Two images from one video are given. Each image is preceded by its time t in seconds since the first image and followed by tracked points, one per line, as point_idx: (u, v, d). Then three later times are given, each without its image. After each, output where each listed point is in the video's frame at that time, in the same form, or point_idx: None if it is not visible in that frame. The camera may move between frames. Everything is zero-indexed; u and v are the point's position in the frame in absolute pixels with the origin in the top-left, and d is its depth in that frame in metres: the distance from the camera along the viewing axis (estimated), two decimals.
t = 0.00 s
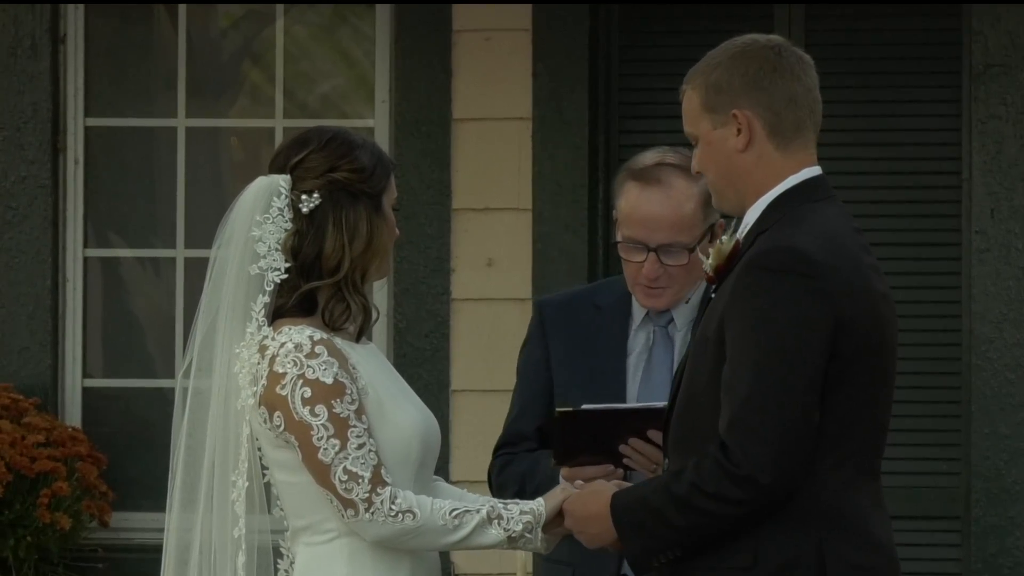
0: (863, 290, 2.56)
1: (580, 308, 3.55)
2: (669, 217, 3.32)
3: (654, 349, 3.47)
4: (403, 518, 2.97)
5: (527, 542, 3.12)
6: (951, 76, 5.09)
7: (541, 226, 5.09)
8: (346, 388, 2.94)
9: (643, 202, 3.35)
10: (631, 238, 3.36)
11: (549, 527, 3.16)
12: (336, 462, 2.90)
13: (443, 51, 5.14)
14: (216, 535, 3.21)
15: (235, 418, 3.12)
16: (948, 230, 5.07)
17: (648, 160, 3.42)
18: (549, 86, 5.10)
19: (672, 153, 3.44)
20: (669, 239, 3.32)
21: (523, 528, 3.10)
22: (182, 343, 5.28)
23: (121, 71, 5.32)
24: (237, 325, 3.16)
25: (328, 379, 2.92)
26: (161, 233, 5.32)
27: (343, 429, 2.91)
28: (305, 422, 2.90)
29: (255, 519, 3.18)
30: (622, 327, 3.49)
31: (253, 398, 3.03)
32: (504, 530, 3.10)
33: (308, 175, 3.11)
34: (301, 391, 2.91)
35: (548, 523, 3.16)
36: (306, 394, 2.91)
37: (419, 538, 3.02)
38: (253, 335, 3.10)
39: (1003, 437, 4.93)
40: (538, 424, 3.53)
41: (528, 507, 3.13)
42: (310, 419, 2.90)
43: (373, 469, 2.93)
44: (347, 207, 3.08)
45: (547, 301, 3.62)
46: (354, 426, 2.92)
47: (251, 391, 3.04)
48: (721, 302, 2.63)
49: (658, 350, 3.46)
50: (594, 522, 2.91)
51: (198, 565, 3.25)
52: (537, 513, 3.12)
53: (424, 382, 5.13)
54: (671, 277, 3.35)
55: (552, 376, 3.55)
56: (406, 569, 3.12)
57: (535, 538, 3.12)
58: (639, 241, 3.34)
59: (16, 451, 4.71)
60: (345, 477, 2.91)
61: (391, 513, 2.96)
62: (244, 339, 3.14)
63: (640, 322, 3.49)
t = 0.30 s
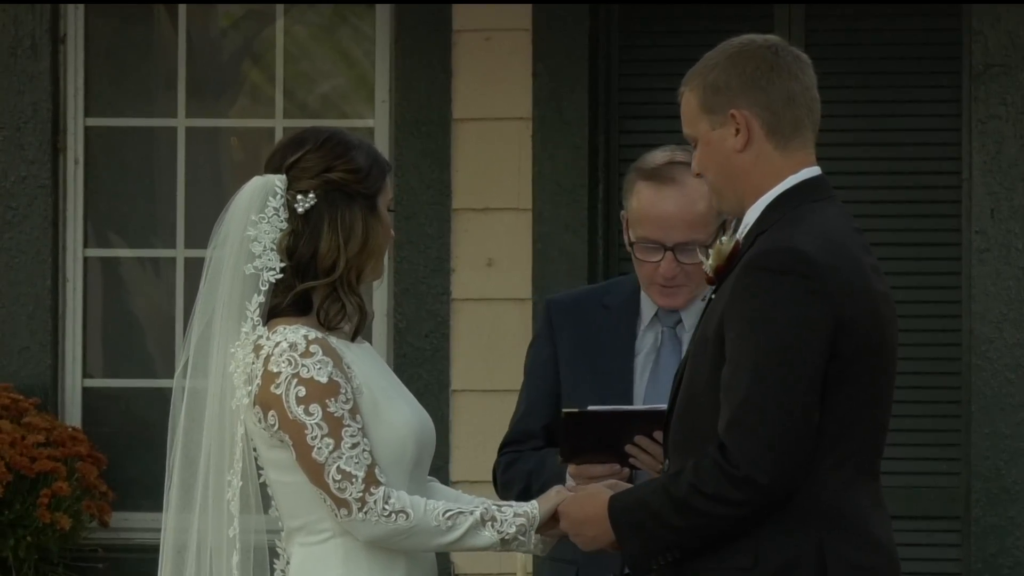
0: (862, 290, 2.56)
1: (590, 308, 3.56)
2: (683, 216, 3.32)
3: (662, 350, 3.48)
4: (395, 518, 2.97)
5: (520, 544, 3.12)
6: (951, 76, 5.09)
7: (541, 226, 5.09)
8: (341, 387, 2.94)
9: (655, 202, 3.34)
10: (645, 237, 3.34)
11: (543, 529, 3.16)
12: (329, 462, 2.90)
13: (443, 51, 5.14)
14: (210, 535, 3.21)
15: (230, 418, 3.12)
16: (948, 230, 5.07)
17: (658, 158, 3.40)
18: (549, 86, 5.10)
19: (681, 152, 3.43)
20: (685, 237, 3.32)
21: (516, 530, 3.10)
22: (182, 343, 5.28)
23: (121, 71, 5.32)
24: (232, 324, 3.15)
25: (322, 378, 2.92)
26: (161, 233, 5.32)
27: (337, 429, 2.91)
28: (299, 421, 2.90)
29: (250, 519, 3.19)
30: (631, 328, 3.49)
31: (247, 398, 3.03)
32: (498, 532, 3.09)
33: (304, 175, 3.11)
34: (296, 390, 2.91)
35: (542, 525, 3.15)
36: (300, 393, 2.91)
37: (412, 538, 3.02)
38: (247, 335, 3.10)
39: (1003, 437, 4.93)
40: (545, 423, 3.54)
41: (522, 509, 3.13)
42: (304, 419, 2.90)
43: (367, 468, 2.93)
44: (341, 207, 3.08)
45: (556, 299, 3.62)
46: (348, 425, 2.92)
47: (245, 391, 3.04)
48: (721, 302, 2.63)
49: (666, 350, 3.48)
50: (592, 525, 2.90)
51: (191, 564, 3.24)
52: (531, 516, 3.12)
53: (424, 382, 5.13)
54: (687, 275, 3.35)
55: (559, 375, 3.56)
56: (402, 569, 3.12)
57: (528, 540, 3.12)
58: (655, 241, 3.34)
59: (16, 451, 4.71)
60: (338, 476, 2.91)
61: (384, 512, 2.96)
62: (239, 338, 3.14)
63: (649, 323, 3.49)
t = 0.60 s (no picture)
0: (860, 290, 2.56)
1: (592, 308, 3.56)
2: (676, 180, 3.42)
3: (663, 350, 3.48)
4: (392, 518, 2.97)
5: (517, 548, 3.12)
6: (951, 76, 5.09)
7: (541, 226, 5.09)
8: (337, 386, 2.94)
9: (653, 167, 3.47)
10: (639, 200, 3.46)
11: (542, 533, 3.16)
12: (326, 461, 2.90)
13: (443, 51, 5.14)
14: (207, 536, 3.21)
15: (226, 419, 3.12)
16: (948, 230, 5.07)
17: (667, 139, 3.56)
18: (549, 86, 5.10)
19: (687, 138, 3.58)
20: (675, 199, 3.42)
21: (514, 533, 3.10)
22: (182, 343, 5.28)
23: (121, 71, 5.32)
24: (227, 325, 3.18)
25: (318, 377, 2.92)
26: (161, 233, 5.32)
27: (333, 428, 2.91)
28: (296, 420, 2.90)
29: (247, 519, 3.19)
30: (633, 328, 3.50)
31: (243, 398, 3.02)
32: (495, 535, 3.09)
33: (298, 175, 3.11)
34: (292, 390, 2.91)
35: (541, 529, 3.15)
36: (297, 392, 2.91)
37: (409, 539, 3.02)
38: (243, 335, 3.12)
39: (1003, 437, 4.93)
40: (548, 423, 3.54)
41: (519, 513, 3.12)
42: (301, 418, 2.90)
43: (363, 468, 2.93)
44: (336, 207, 3.08)
45: (560, 300, 3.63)
46: (345, 425, 2.92)
47: (241, 391, 3.04)
48: (719, 304, 2.62)
49: (667, 350, 3.47)
50: (592, 528, 2.89)
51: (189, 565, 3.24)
52: (529, 520, 3.11)
53: (424, 382, 5.13)
54: (675, 242, 3.40)
55: (562, 375, 3.56)
56: (399, 569, 3.11)
57: (525, 544, 3.12)
58: (647, 201, 3.44)
59: (16, 451, 4.71)
60: (335, 476, 2.91)
61: (381, 512, 2.96)
62: (234, 339, 3.15)
63: (650, 322, 3.50)
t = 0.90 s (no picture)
0: (860, 290, 2.56)
1: (594, 308, 3.59)
2: (669, 172, 3.45)
3: (662, 347, 3.50)
4: (393, 517, 2.97)
5: (517, 549, 3.11)
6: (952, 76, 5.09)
7: (541, 226, 5.09)
8: (337, 385, 2.94)
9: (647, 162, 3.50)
10: (633, 195, 3.49)
11: (542, 535, 3.15)
12: (326, 460, 2.90)
13: (443, 51, 5.14)
14: (207, 536, 3.21)
15: (225, 419, 3.12)
16: (948, 231, 5.06)
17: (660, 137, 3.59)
18: (549, 86, 5.10)
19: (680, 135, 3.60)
20: (668, 191, 3.45)
21: (514, 534, 3.10)
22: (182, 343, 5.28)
23: (121, 71, 5.32)
24: (227, 326, 3.16)
25: (319, 376, 2.92)
26: (161, 233, 5.32)
27: (333, 427, 2.91)
28: (296, 419, 2.90)
29: (247, 520, 3.19)
30: (632, 327, 3.52)
31: (243, 399, 3.02)
32: (495, 535, 3.09)
33: (296, 175, 3.11)
34: (292, 389, 2.91)
35: (541, 531, 3.14)
36: (297, 391, 2.91)
37: (409, 538, 3.02)
38: (242, 336, 3.10)
39: (1003, 437, 4.93)
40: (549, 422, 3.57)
41: (520, 514, 3.12)
42: (301, 417, 2.90)
43: (363, 467, 2.93)
44: (333, 207, 3.08)
45: (562, 301, 3.66)
46: (345, 424, 2.92)
47: (241, 392, 3.04)
48: (718, 305, 2.62)
49: (666, 347, 3.48)
50: (592, 530, 2.88)
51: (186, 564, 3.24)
52: (528, 521, 3.11)
53: (424, 382, 5.13)
54: (670, 233, 3.42)
55: (563, 375, 3.58)
56: (399, 569, 3.11)
57: (525, 545, 3.11)
58: (641, 196, 3.47)
59: (16, 451, 4.71)
60: (335, 475, 2.91)
61: (381, 511, 2.96)
62: (234, 340, 3.14)
63: (649, 320, 3.51)
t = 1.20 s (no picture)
0: (859, 289, 2.56)
1: (589, 308, 3.59)
2: (679, 177, 3.46)
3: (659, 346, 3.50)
4: (393, 514, 2.97)
5: (518, 543, 3.12)
6: (952, 76, 5.08)
7: (541, 226, 5.09)
8: (338, 383, 2.94)
9: (653, 167, 3.50)
10: (643, 202, 3.48)
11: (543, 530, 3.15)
12: (327, 457, 2.90)
13: (443, 50, 5.14)
14: (208, 536, 3.21)
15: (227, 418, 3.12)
16: (948, 230, 5.06)
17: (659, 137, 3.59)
18: (549, 86, 5.09)
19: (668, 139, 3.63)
20: (681, 198, 3.47)
21: (514, 529, 3.10)
22: (182, 343, 5.28)
23: (121, 71, 5.32)
24: (223, 324, 3.17)
25: (319, 374, 2.92)
26: (161, 233, 5.32)
27: (334, 424, 2.90)
28: (296, 417, 2.90)
29: (248, 519, 3.19)
30: (628, 327, 3.52)
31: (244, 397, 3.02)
32: (495, 530, 3.09)
33: (286, 176, 3.11)
34: (292, 386, 2.91)
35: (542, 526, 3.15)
36: (297, 389, 2.90)
37: (409, 535, 3.02)
38: (239, 335, 3.09)
39: (1003, 437, 4.93)
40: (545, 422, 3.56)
41: (520, 508, 3.12)
42: (301, 415, 2.89)
43: (364, 464, 2.93)
44: (322, 207, 3.08)
45: (557, 301, 3.66)
46: (345, 421, 2.92)
47: (241, 390, 3.04)
48: (718, 305, 2.62)
49: (663, 345, 3.47)
50: (592, 527, 2.88)
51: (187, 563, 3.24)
52: (529, 515, 3.11)
53: (424, 382, 5.13)
54: (686, 238, 3.44)
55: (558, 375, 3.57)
56: (399, 568, 3.11)
57: (526, 539, 3.12)
58: (653, 203, 3.48)
59: (16, 451, 4.71)
60: (335, 472, 2.90)
61: (381, 509, 2.96)
62: (228, 341, 3.16)
63: (646, 319, 3.51)
